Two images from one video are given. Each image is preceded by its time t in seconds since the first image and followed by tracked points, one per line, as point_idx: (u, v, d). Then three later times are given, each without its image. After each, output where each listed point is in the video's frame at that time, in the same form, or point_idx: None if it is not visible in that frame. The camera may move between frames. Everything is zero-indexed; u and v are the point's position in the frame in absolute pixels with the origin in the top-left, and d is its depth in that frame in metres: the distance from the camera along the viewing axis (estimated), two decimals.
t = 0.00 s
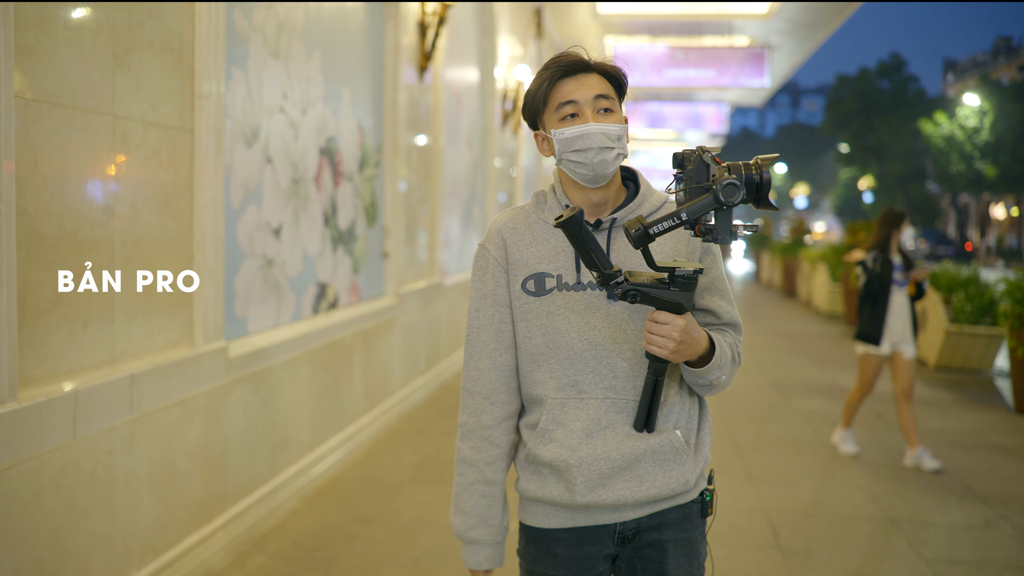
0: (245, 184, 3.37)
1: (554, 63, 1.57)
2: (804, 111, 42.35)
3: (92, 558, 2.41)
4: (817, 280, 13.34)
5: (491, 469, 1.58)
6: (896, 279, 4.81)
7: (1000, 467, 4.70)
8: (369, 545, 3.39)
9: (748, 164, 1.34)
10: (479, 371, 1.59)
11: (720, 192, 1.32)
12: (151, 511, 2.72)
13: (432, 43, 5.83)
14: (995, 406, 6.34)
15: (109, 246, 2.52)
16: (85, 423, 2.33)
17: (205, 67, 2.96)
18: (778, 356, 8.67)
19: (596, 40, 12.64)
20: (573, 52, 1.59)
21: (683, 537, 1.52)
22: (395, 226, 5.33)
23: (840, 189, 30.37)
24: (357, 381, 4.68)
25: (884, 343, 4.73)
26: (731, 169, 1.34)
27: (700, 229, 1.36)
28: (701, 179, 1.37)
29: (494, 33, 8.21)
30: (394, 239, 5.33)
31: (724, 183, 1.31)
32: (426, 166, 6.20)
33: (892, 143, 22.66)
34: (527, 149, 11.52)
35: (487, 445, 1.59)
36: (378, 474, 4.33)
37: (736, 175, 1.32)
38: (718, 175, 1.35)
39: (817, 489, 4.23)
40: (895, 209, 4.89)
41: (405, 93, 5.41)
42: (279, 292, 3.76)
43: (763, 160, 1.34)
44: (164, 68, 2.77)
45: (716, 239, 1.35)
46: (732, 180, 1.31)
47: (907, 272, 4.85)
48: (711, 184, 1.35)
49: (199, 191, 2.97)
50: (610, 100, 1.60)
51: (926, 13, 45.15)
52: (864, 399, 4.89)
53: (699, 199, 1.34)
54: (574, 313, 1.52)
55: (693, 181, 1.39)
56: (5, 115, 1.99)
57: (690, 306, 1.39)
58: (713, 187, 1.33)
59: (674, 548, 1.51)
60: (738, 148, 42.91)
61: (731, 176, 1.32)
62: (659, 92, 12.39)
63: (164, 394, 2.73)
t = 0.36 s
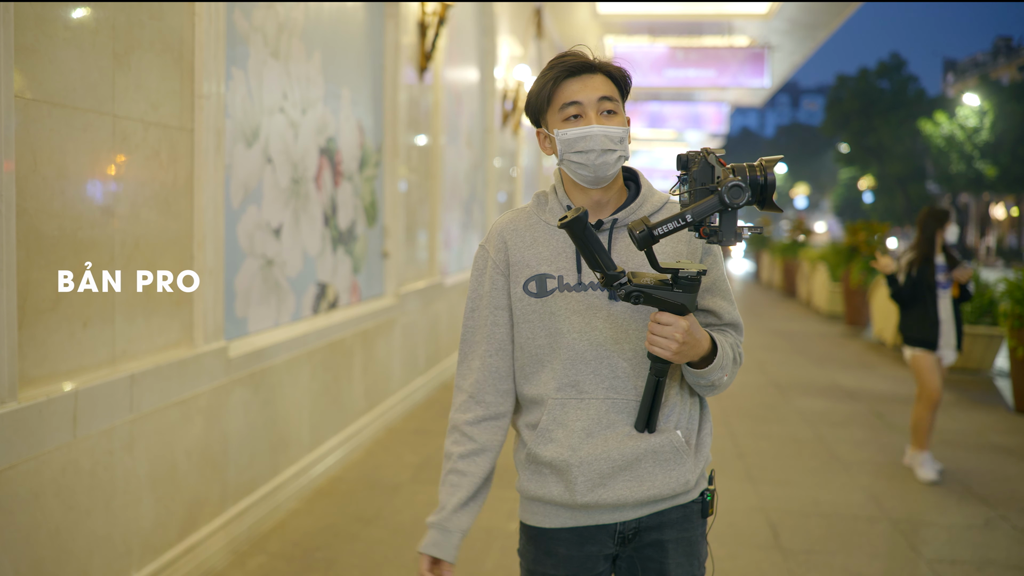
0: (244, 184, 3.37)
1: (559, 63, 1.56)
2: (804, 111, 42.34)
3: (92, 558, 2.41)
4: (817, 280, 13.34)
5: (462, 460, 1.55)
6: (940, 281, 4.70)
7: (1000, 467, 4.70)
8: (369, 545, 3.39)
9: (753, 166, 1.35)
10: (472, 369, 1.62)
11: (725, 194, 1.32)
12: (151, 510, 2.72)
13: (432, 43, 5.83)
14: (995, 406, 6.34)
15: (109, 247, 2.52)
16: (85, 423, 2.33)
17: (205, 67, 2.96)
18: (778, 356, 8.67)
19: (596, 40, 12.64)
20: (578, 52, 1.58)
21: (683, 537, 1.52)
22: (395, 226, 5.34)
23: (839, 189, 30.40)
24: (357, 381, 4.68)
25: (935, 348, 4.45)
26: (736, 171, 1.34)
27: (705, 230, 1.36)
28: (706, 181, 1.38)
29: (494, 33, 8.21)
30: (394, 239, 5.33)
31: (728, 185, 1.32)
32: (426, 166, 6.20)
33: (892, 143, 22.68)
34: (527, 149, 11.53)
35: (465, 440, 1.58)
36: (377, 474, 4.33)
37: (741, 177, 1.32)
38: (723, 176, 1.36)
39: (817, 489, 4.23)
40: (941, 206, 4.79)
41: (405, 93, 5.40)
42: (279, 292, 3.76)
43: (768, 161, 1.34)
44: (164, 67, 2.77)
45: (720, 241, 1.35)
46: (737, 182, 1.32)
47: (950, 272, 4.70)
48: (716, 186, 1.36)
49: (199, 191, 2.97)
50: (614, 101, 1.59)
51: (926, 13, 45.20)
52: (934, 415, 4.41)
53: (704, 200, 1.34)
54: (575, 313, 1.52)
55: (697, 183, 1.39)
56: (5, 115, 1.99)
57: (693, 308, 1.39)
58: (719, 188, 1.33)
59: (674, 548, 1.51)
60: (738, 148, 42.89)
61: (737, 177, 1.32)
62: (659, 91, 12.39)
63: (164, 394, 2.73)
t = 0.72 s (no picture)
0: (244, 184, 3.37)
1: (561, 63, 1.56)
2: (804, 112, 42.35)
3: (92, 558, 2.41)
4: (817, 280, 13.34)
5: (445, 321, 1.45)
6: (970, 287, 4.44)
7: (1000, 467, 4.70)
8: (369, 544, 3.39)
9: (753, 162, 1.35)
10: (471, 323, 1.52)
11: (726, 190, 1.32)
12: (151, 510, 2.72)
13: (432, 43, 5.83)
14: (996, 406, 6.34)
15: (109, 247, 2.52)
16: (85, 423, 2.33)
17: (205, 67, 2.96)
18: (778, 356, 8.67)
19: (596, 40, 12.64)
20: (580, 52, 1.58)
21: (686, 537, 1.52)
22: (395, 226, 5.33)
23: (839, 189, 30.41)
24: (357, 381, 4.68)
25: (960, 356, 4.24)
26: (736, 167, 1.35)
27: (707, 227, 1.36)
28: (707, 177, 1.38)
29: (494, 33, 8.21)
30: (394, 239, 5.33)
31: (730, 181, 1.32)
32: (426, 166, 6.20)
33: (892, 143, 22.67)
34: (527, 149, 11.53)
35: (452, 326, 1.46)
36: (378, 474, 4.33)
37: (741, 174, 1.33)
38: (724, 173, 1.36)
39: (817, 488, 4.23)
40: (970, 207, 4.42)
41: (405, 93, 5.40)
42: (279, 292, 3.76)
43: (768, 158, 1.34)
44: (164, 68, 2.77)
45: (721, 238, 1.35)
46: (738, 178, 1.32)
47: (983, 276, 4.42)
48: (717, 182, 1.36)
49: (199, 191, 2.97)
50: (615, 102, 1.60)
51: (926, 13, 45.22)
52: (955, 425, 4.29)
53: (705, 198, 1.35)
54: (577, 312, 1.52)
55: (699, 179, 1.39)
56: (5, 114, 2.00)
57: (695, 304, 1.40)
58: (720, 185, 1.33)
59: (677, 547, 1.51)
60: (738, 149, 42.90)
61: (737, 174, 1.33)
62: (659, 92, 12.39)
63: (164, 394, 2.73)
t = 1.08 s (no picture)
0: (245, 184, 3.37)
1: (561, 62, 1.56)
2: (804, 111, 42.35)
3: (92, 558, 2.41)
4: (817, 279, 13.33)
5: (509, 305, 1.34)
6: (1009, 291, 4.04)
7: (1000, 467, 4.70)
8: (369, 545, 3.39)
9: (755, 162, 1.35)
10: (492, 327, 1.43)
11: (727, 190, 1.32)
12: (151, 510, 2.72)
13: (432, 43, 5.83)
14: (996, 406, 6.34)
15: (109, 247, 2.52)
16: (85, 423, 2.33)
17: (205, 67, 2.96)
18: (778, 356, 8.67)
19: (596, 40, 12.64)
20: (580, 52, 1.58)
21: (686, 536, 1.52)
22: (395, 226, 5.33)
23: (840, 189, 30.42)
24: (357, 381, 4.68)
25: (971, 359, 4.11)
26: (737, 167, 1.35)
27: (708, 227, 1.36)
28: (708, 178, 1.38)
29: (494, 33, 8.22)
30: (394, 239, 5.33)
31: (732, 180, 1.32)
32: (426, 166, 6.20)
33: (892, 143, 22.68)
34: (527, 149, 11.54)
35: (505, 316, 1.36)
36: (377, 474, 4.33)
37: (743, 174, 1.33)
38: (725, 173, 1.36)
39: (817, 488, 4.23)
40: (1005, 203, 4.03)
41: (405, 93, 5.40)
42: (279, 292, 3.76)
43: (770, 157, 1.34)
44: (164, 68, 2.77)
45: (722, 237, 1.35)
46: (739, 178, 1.32)
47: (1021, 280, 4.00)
48: (719, 182, 1.36)
49: (199, 191, 2.97)
50: (615, 101, 1.60)
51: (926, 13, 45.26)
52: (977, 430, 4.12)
53: (706, 197, 1.35)
54: (577, 312, 1.52)
55: (700, 179, 1.39)
56: (5, 114, 2.00)
57: (695, 304, 1.40)
58: (721, 185, 1.33)
59: (677, 547, 1.51)
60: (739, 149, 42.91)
61: (739, 174, 1.33)
62: (659, 92, 12.39)
63: (164, 394, 2.73)
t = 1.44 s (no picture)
0: (245, 184, 3.37)
1: (554, 63, 1.56)
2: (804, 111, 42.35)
3: (92, 558, 2.41)
4: (817, 279, 13.33)
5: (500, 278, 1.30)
6: None
7: (999, 467, 4.70)
8: (369, 545, 3.39)
9: (757, 165, 1.36)
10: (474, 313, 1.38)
11: (731, 193, 1.33)
12: (151, 510, 2.72)
13: (432, 43, 5.83)
14: (995, 406, 6.34)
15: (110, 247, 2.52)
16: (85, 422, 2.33)
17: (205, 67, 2.96)
18: (778, 356, 8.67)
19: (596, 40, 12.64)
20: (574, 51, 1.58)
21: (685, 537, 1.53)
22: (395, 226, 5.33)
23: (840, 189, 30.44)
24: (357, 381, 4.68)
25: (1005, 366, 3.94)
26: (741, 170, 1.35)
27: (710, 230, 1.37)
28: (712, 180, 1.37)
29: (494, 33, 8.22)
30: (394, 239, 5.33)
31: (735, 183, 1.32)
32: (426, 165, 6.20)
33: (892, 143, 22.69)
34: (527, 149, 11.54)
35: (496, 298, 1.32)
36: (378, 474, 4.33)
37: (746, 177, 1.33)
38: (728, 175, 1.36)
39: (817, 488, 4.23)
40: None
41: (405, 93, 5.40)
42: (279, 292, 3.76)
43: (773, 160, 1.35)
44: (164, 68, 2.77)
45: (725, 240, 1.35)
46: (743, 181, 1.32)
47: None
48: (721, 184, 1.36)
49: (199, 191, 2.97)
50: (610, 100, 1.60)
51: (926, 14, 45.30)
52: None
53: (709, 199, 1.35)
54: (577, 311, 1.52)
55: (703, 182, 1.39)
56: (5, 115, 2.00)
57: (696, 306, 1.40)
58: (725, 187, 1.33)
59: (676, 547, 1.52)
60: (739, 149, 42.93)
61: (742, 177, 1.33)
62: (659, 92, 12.39)
63: (164, 394, 2.73)
